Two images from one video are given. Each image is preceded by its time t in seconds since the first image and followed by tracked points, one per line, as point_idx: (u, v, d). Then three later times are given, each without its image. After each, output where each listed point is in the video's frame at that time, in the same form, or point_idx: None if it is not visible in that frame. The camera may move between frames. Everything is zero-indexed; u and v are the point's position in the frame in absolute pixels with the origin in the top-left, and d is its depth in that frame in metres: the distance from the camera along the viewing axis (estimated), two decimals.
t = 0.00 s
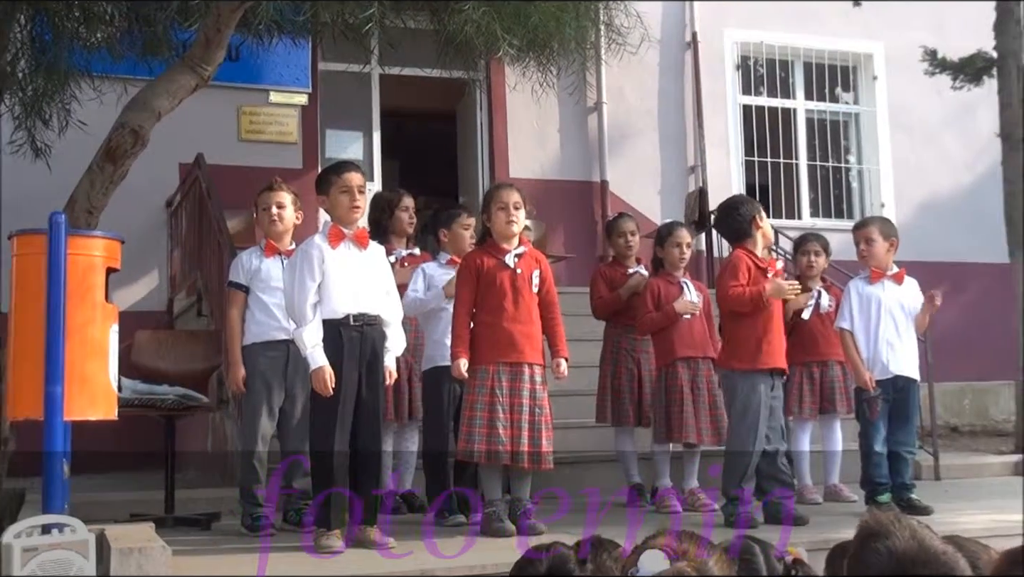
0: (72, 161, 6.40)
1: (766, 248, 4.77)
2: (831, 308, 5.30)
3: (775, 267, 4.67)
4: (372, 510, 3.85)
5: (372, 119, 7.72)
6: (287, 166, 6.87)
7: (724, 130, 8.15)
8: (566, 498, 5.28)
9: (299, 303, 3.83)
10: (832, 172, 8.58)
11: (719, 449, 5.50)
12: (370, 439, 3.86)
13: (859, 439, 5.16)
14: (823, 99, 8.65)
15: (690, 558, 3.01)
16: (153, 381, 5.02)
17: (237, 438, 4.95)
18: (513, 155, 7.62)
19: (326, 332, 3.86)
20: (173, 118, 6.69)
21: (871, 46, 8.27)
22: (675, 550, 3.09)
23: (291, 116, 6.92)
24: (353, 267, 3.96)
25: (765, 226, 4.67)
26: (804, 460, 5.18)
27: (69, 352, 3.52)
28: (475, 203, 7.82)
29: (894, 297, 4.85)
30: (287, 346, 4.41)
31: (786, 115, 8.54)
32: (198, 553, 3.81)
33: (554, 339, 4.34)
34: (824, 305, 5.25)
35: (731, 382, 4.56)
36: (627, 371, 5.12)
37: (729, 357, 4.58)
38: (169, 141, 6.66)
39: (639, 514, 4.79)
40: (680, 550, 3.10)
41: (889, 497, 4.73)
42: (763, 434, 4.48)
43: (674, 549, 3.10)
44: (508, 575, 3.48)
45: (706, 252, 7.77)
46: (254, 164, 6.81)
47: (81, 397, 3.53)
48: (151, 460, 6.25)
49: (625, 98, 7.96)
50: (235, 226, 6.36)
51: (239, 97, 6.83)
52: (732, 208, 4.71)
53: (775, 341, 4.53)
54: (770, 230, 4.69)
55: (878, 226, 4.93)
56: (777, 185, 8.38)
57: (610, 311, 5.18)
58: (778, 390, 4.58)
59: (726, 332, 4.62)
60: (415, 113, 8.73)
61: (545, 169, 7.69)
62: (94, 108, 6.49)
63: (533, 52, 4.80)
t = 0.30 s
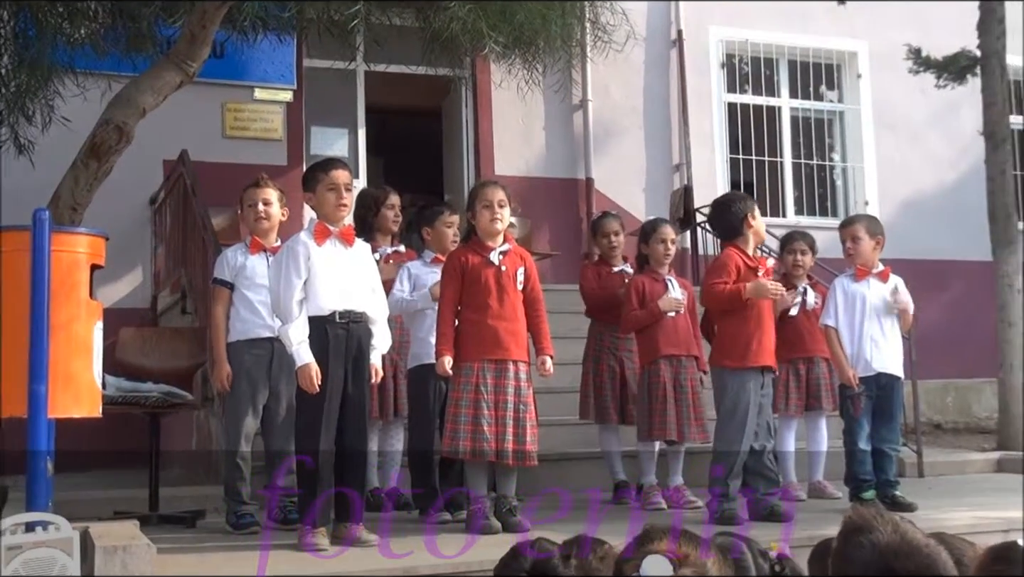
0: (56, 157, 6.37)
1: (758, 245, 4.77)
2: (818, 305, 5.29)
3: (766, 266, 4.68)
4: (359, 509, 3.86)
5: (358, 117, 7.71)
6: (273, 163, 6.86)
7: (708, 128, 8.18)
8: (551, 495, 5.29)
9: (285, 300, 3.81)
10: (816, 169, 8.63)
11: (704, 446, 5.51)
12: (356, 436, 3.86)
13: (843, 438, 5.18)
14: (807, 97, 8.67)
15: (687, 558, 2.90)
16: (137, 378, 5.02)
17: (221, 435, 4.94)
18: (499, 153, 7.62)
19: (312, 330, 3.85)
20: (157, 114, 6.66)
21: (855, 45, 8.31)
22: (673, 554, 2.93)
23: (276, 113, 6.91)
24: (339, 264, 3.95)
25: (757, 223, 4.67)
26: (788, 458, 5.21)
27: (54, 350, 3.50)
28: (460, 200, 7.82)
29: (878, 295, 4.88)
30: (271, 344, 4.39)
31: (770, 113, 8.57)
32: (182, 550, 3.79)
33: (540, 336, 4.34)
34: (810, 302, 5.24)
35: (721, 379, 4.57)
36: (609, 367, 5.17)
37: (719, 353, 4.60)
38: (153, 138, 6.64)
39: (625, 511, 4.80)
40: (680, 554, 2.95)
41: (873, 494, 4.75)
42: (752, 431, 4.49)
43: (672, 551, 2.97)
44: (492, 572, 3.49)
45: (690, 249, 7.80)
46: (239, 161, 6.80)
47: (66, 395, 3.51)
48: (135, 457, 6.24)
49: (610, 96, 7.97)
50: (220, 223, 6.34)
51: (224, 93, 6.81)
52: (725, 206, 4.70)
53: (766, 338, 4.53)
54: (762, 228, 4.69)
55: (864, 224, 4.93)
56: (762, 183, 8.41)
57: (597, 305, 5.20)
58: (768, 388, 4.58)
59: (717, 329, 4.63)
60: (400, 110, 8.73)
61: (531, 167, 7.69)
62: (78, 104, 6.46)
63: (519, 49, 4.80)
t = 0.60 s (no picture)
0: (44, 155, 6.35)
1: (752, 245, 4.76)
2: (807, 304, 5.31)
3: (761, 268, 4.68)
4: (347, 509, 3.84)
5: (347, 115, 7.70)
6: (261, 162, 6.85)
7: (696, 127, 8.20)
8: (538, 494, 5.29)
9: (273, 299, 3.81)
10: (804, 169, 8.65)
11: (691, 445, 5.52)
12: (344, 436, 3.85)
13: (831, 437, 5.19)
14: (795, 97, 8.69)
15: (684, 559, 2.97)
16: (123, 376, 4.98)
17: (208, 434, 4.93)
18: (488, 152, 7.62)
19: (301, 329, 3.85)
20: (146, 113, 6.65)
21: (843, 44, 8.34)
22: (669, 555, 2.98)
23: (264, 111, 6.90)
24: (329, 263, 3.95)
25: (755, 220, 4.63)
26: (778, 457, 5.20)
27: (41, 349, 3.50)
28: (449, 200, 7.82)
29: (865, 295, 4.88)
30: (258, 344, 4.37)
31: (759, 112, 8.58)
32: (169, 550, 3.79)
33: (528, 334, 4.33)
34: (799, 302, 5.26)
35: (707, 377, 4.58)
36: (595, 368, 5.17)
37: (708, 352, 4.60)
38: (141, 136, 6.62)
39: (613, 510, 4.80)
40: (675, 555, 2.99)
41: (859, 493, 4.77)
42: (739, 430, 4.51)
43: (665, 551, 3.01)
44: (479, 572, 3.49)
45: (678, 248, 7.82)
46: (227, 160, 6.79)
47: (53, 394, 3.50)
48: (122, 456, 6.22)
49: (599, 95, 7.98)
50: (208, 222, 6.33)
51: (212, 91, 6.80)
52: (719, 205, 4.69)
53: (757, 337, 4.54)
54: (757, 226, 4.66)
55: (849, 224, 4.94)
56: (750, 183, 8.42)
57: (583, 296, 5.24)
58: (758, 387, 4.59)
59: (709, 326, 4.64)
60: (388, 108, 8.73)
61: (519, 166, 7.70)
62: (66, 102, 6.44)
63: (507, 48, 4.80)
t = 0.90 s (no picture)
0: (34, 153, 6.34)
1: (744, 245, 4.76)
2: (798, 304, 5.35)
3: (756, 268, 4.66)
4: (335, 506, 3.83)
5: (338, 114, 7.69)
6: (252, 161, 6.84)
7: (688, 127, 8.22)
8: (530, 494, 5.30)
9: (265, 296, 3.80)
10: (795, 169, 8.72)
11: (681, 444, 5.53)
12: (334, 436, 3.84)
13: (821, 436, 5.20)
14: (786, 97, 8.71)
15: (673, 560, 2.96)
16: (113, 375, 4.93)
17: (198, 433, 4.92)
18: (479, 151, 7.62)
19: (293, 327, 3.84)
20: (136, 111, 6.63)
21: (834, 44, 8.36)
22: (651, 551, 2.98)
23: (255, 110, 6.89)
24: (320, 261, 3.94)
25: (750, 219, 4.62)
26: (767, 456, 5.21)
27: (31, 347, 3.48)
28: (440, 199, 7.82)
29: (854, 294, 4.88)
30: (248, 343, 4.36)
31: (749, 112, 8.60)
32: (159, 549, 3.78)
33: (519, 332, 4.33)
34: (791, 301, 5.31)
35: (695, 376, 4.59)
36: (589, 365, 5.19)
37: (698, 350, 4.59)
38: (132, 134, 6.61)
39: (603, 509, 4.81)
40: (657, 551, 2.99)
41: (850, 492, 4.79)
42: (729, 429, 4.51)
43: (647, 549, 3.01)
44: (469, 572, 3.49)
45: (669, 248, 7.83)
46: (218, 158, 6.78)
47: (42, 394, 3.49)
48: (113, 454, 6.21)
49: (590, 94, 7.98)
50: (199, 220, 6.32)
51: (203, 90, 6.78)
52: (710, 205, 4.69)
53: (748, 337, 4.54)
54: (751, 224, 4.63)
55: (835, 225, 4.95)
56: (741, 183, 8.44)
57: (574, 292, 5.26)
58: (749, 386, 4.59)
59: (700, 324, 4.64)
60: (380, 107, 8.72)
61: (511, 165, 7.70)
62: (56, 99, 6.43)
63: (498, 47, 4.79)
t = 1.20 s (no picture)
0: (29, 150, 6.33)
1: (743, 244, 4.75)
2: (794, 303, 5.38)
3: (750, 267, 4.65)
4: (329, 502, 3.82)
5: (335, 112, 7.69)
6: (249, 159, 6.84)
7: (684, 126, 8.22)
8: (525, 492, 5.30)
9: (261, 294, 3.79)
10: (790, 168, 8.65)
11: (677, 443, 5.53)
12: (330, 435, 3.84)
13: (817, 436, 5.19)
14: (782, 96, 8.72)
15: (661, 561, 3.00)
16: (108, 373, 4.93)
17: (194, 431, 4.92)
18: (476, 150, 7.61)
19: (288, 326, 3.83)
20: (132, 109, 6.63)
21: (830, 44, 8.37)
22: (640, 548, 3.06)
23: (251, 107, 6.88)
24: (315, 258, 3.93)
25: (749, 218, 4.61)
26: (763, 456, 5.21)
27: (26, 345, 3.48)
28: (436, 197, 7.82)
29: (850, 292, 4.88)
30: (243, 341, 4.35)
31: (746, 112, 8.59)
32: (154, 547, 3.77)
33: (515, 331, 4.33)
34: (787, 300, 5.34)
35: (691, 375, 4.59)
36: (585, 364, 5.18)
37: (694, 350, 4.60)
38: (128, 132, 6.60)
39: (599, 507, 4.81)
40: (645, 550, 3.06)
41: (846, 491, 4.80)
42: (724, 429, 4.51)
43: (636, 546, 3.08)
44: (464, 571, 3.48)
45: (665, 247, 7.84)
46: (215, 157, 6.77)
47: (37, 391, 3.49)
48: (108, 452, 6.20)
49: (587, 93, 7.98)
50: (195, 218, 6.32)
51: (199, 88, 6.78)
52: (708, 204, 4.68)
53: (745, 337, 4.54)
54: (750, 225, 4.62)
55: (831, 224, 4.96)
56: (738, 182, 8.44)
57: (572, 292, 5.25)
58: (746, 385, 4.58)
59: (696, 324, 4.64)
60: (377, 106, 8.72)
61: (508, 164, 7.69)
62: (52, 97, 6.41)
63: (495, 46, 4.79)
